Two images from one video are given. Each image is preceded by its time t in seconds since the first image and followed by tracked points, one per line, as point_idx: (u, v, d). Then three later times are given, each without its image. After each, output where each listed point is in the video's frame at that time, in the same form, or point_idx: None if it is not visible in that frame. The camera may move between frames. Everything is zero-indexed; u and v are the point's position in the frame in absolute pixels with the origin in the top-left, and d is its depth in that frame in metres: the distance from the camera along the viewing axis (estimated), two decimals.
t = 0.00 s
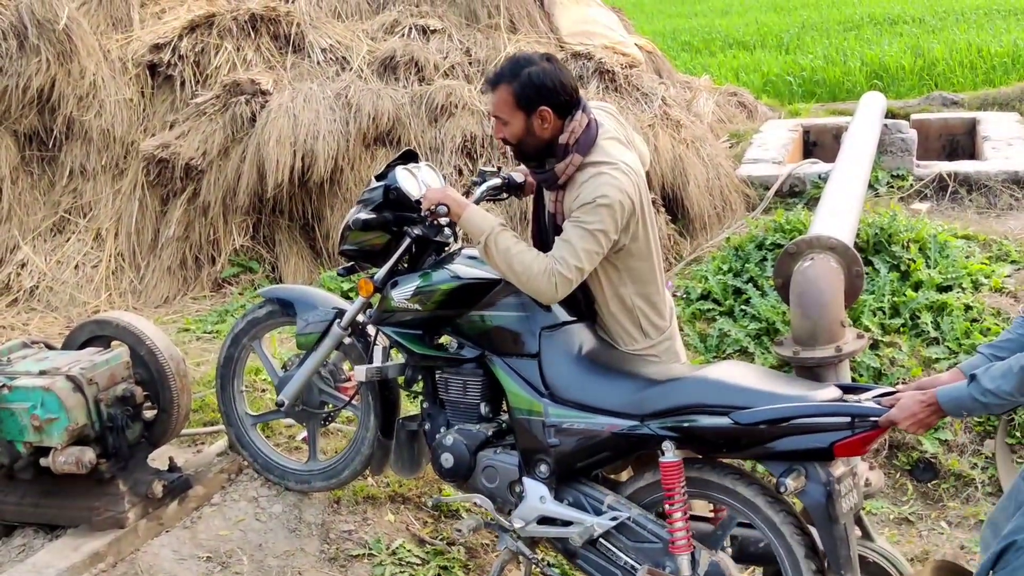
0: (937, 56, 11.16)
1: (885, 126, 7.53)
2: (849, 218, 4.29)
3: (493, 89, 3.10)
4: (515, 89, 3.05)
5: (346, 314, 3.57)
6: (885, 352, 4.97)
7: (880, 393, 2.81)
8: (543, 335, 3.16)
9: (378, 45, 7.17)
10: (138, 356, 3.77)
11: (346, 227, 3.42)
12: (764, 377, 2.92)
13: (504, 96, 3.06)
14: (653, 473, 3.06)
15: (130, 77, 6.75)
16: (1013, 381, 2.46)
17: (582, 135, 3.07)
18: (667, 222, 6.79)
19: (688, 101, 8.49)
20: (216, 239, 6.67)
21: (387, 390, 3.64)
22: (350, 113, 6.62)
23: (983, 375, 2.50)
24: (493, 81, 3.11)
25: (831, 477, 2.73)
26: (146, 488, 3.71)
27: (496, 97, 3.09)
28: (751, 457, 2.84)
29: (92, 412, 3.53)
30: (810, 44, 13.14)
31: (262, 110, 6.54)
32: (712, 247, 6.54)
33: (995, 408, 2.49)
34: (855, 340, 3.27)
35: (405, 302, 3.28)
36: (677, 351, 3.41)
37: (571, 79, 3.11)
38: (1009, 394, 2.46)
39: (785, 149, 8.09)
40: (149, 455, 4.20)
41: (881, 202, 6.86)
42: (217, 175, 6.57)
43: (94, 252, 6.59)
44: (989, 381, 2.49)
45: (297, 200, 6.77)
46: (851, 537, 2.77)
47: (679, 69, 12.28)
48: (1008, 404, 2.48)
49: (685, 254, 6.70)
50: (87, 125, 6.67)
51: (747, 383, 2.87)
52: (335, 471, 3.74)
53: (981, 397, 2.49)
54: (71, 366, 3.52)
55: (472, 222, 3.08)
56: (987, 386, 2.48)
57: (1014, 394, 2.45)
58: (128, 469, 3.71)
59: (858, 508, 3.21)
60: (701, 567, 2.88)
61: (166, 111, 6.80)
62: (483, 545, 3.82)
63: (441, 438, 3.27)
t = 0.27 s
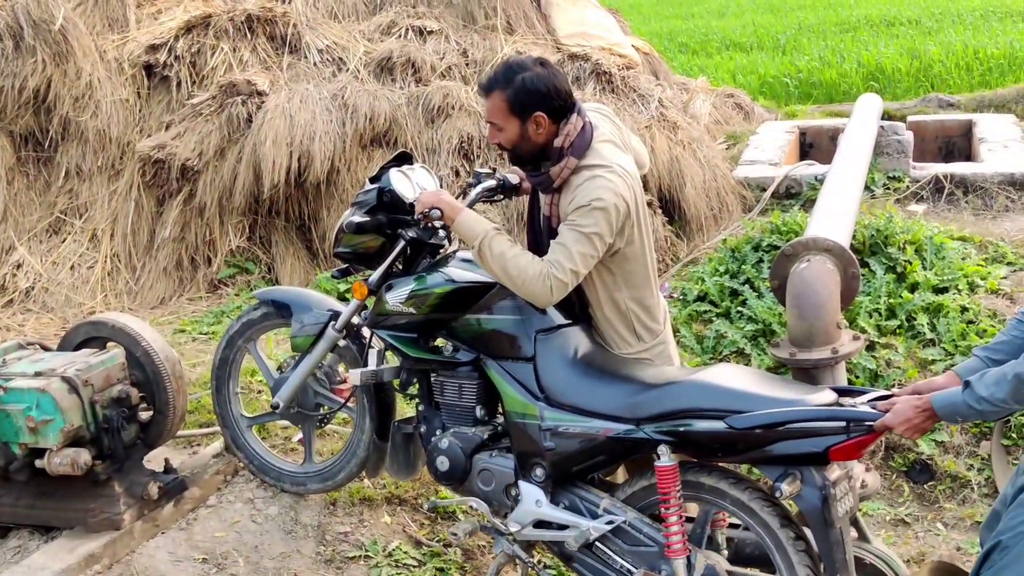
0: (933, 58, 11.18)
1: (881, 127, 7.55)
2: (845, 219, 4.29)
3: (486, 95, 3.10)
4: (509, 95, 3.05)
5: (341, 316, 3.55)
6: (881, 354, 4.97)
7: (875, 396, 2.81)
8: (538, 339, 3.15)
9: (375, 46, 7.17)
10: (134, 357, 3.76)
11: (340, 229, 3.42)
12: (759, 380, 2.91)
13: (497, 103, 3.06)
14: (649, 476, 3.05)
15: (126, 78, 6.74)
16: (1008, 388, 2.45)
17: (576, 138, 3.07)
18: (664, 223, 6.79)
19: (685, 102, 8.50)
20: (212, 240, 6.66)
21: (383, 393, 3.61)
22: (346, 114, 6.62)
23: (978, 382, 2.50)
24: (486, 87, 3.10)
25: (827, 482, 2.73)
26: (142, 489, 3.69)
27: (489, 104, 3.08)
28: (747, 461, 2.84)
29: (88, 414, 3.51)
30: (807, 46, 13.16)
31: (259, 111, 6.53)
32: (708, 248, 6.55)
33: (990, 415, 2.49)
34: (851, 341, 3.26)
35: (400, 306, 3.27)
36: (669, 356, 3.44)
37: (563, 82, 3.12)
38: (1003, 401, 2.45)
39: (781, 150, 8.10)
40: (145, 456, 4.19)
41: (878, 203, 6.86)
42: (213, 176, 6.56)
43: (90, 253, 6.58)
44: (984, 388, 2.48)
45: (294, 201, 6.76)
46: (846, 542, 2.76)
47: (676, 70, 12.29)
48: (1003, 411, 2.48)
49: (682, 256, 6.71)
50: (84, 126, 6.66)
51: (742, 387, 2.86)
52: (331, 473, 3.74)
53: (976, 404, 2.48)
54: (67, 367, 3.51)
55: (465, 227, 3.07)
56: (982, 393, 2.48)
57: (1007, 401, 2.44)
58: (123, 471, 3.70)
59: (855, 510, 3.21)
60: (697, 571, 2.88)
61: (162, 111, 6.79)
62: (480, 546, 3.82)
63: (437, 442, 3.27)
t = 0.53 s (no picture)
0: (928, 61, 11.22)
1: (877, 129, 7.57)
2: (841, 220, 4.31)
3: (489, 110, 3.09)
4: (510, 109, 3.04)
5: (337, 317, 3.55)
6: (877, 355, 4.99)
7: (872, 397, 2.82)
8: (535, 341, 3.16)
9: (372, 47, 7.18)
10: (133, 358, 3.77)
11: (337, 231, 3.44)
12: (756, 381, 2.92)
13: (502, 118, 3.05)
14: (645, 477, 3.06)
15: (124, 79, 6.74)
16: (1003, 390, 2.47)
17: (581, 138, 3.08)
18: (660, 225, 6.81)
19: (681, 104, 8.52)
20: (209, 241, 6.67)
21: (379, 393, 3.61)
22: (343, 115, 6.63)
23: (974, 383, 2.51)
24: (488, 97, 3.08)
25: (822, 483, 2.74)
26: (139, 491, 3.70)
27: (494, 119, 3.07)
28: (743, 463, 2.85)
29: (85, 415, 3.52)
30: (803, 48, 13.20)
31: (256, 113, 6.54)
32: (705, 250, 6.57)
33: (987, 416, 2.51)
34: (846, 342, 3.27)
35: (396, 308, 3.30)
36: (668, 357, 3.46)
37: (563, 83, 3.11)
38: (999, 403, 2.47)
39: (777, 152, 8.12)
40: (143, 457, 4.20)
41: (873, 205, 6.88)
42: (210, 177, 6.57)
43: (87, 254, 6.58)
44: (979, 390, 2.49)
45: (291, 202, 6.77)
46: (841, 543, 2.77)
47: (672, 72, 12.32)
48: (998, 412, 2.49)
49: (678, 257, 6.72)
50: (81, 127, 6.67)
51: (739, 388, 2.87)
52: (328, 474, 3.75)
53: (972, 405, 2.50)
54: (65, 368, 3.52)
55: (461, 226, 3.08)
56: (978, 394, 2.49)
57: (1003, 402, 2.46)
58: (121, 472, 3.70)
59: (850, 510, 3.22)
60: (693, 572, 2.89)
61: (159, 113, 6.80)
62: (477, 547, 3.83)
63: (433, 443, 3.28)
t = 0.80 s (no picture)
0: (927, 61, 11.23)
1: (876, 130, 7.58)
2: (841, 219, 4.31)
3: (515, 94, 3.04)
4: (553, 88, 3.02)
5: (336, 317, 3.56)
6: (875, 355, 5.00)
7: (870, 397, 2.83)
8: (533, 341, 3.17)
9: (371, 47, 7.19)
10: (133, 358, 3.77)
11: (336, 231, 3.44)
12: (755, 381, 2.93)
13: (531, 104, 3.02)
14: (643, 477, 3.07)
15: (123, 78, 6.75)
16: (999, 398, 2.54)
17: (594, 133, 3.11)
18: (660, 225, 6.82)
19: (680, 104, 8.53)
20: (208, 241, 6.67)
21: (378, 393, 3.63)
22: (343, 115, 6.63)
23: (970, 390, 2.58)
24: (520, 79, 3.02)
25: (821, 483, 2.75)
26: (139, 490, 3.70)
27: (523, 102, 3.02)
28: (741, 463, 2.86)
29: (85, 414, 3.52)
30: (801, 48, 13.21)
31: (255, 112, 6.54)
32: (704, 249, 6.57)
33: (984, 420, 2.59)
34: (845, 342, 3.27)
35: (396, 308, 3.30)
36: (670, 354, 3.45)
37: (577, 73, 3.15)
38: (994, 410, 2.55)
39: (776, 152, 8.13)
40: (142, 456, 4.20)
41: (872, 205, 6.89)
42: (210, 176, 6.57)
43: (86, 253, 6.59)
44: (976, 397, 2.57)
45: (290, 202, 6.77)
46: (840, 542, 2.77)
47: (671, 72, 12.33)
48: (993, 417, 2.58)
49: (677, 257, 6.73)
50: (80, 127, 6.67)
51: (738, 388, 2.88)
52: (327, 473, 3.75)
53: (968, 410, 2.58)
54: (65, 367, 3.52)
55: (461, 224, 3.09)
56: (974, 400, 2.57)
57: (998, 409, 2.54)
58: (120, 471, 3.71)
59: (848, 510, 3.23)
60: (692, 572, 2.90)
61: (159, 112, 6.81)
62: (477, 546, 3.83)
63: (432, 443, 3.28)
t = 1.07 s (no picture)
0: (929, 57, 11.21)
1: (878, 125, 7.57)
2: (842, 212, 4.31)
3: (554, 61, 3.06)
4: (588, 58, 3.09)
5: (335, 313, 3.57)
6: (877, 350, 4.99)
7: (868, 394, 2.82)
8: (531, 338, 3.16)
9: (372, 42, 7.18)
10: (133, 352, 3.78)
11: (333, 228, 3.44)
12: (754, 379, 2.93)
13: (571, 70, 3.05)
14: (641, 473, 3.06)
15: (124, 73, 6.75)
16: (996, 404, 2.48)
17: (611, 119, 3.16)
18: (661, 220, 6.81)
19: (682, 99, 8.51)
20: (209, 236, 6.67)
21: (378, 389, 3.64)
22: (344, 110, 6.62)
23: (965, 396, 2.53)
24: (557, 48, 3.07)
25: (820, 481, 2.74)
26: (140, 484, 3.70)
27: (561, 67, 3.05)
28: (739, 461, 2.85)
29: (86, 408, 3.52)
30: (803, 44, 13.19)
31: (256, 107, 6.54)
32: (705, 245, 6.57)
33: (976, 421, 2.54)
34: (847, 337, 3.26)
35: (392, 306, 3.28)
36: (674, 347, 3.44)
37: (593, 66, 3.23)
38: (989, 416, 2.50)
39: (777, 148, 8.13)
40: (143, 451, 4.20)
41: (873, 201, 6.87)
42: (211, 171, 6.57)
43: (87, 248, 6.58)
44: (971, 403, 2.52)
45: (291, 197, 6.77)
46: (839, 538, 2.76)
47: (673, 68, 12.31)
48: (990, 422, 2.52)
49: (679, 252, 6.72)
50: (81, 121, 6.66)
51: (737, 386, 2.87)
52: (327, 469, 3.75)
53: (965, 416, 2.53)
54: (66, 361, 3.51)
55: (456, 221, 3.08)
56: (969, 407, 2.52)
57: (994, 416, 2.49)
58: (121, 465, 3.71)
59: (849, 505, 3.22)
60: (691, 568, 2.92)
61: (160, 107, 6.81)
62: (478, 541, 3.83)
63: (431, 440, 3.28)
